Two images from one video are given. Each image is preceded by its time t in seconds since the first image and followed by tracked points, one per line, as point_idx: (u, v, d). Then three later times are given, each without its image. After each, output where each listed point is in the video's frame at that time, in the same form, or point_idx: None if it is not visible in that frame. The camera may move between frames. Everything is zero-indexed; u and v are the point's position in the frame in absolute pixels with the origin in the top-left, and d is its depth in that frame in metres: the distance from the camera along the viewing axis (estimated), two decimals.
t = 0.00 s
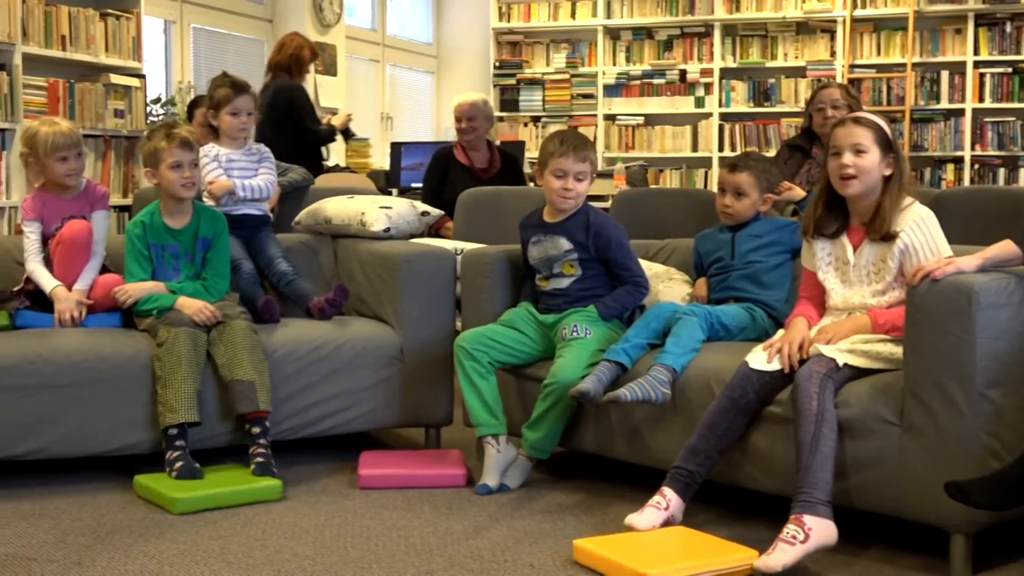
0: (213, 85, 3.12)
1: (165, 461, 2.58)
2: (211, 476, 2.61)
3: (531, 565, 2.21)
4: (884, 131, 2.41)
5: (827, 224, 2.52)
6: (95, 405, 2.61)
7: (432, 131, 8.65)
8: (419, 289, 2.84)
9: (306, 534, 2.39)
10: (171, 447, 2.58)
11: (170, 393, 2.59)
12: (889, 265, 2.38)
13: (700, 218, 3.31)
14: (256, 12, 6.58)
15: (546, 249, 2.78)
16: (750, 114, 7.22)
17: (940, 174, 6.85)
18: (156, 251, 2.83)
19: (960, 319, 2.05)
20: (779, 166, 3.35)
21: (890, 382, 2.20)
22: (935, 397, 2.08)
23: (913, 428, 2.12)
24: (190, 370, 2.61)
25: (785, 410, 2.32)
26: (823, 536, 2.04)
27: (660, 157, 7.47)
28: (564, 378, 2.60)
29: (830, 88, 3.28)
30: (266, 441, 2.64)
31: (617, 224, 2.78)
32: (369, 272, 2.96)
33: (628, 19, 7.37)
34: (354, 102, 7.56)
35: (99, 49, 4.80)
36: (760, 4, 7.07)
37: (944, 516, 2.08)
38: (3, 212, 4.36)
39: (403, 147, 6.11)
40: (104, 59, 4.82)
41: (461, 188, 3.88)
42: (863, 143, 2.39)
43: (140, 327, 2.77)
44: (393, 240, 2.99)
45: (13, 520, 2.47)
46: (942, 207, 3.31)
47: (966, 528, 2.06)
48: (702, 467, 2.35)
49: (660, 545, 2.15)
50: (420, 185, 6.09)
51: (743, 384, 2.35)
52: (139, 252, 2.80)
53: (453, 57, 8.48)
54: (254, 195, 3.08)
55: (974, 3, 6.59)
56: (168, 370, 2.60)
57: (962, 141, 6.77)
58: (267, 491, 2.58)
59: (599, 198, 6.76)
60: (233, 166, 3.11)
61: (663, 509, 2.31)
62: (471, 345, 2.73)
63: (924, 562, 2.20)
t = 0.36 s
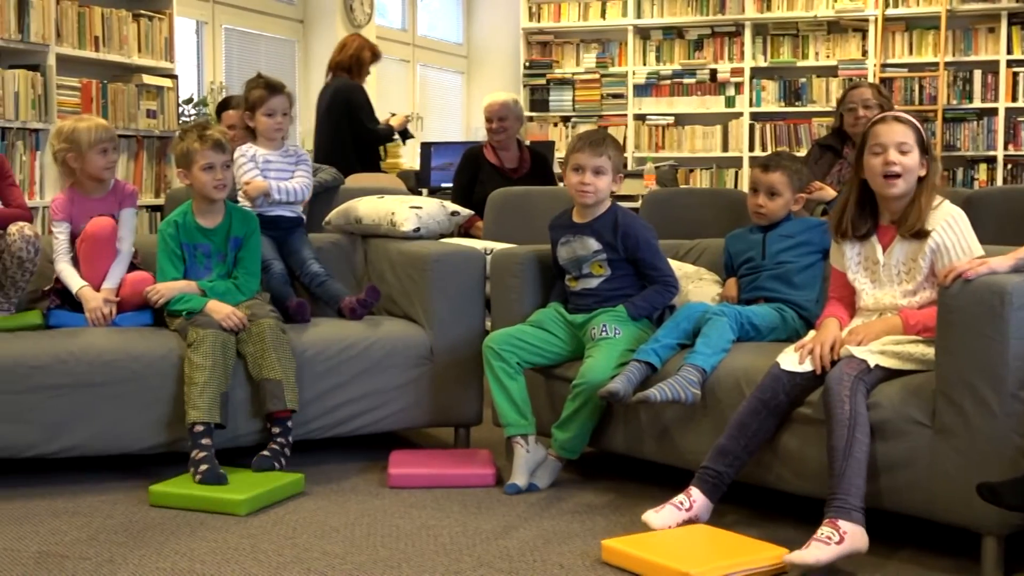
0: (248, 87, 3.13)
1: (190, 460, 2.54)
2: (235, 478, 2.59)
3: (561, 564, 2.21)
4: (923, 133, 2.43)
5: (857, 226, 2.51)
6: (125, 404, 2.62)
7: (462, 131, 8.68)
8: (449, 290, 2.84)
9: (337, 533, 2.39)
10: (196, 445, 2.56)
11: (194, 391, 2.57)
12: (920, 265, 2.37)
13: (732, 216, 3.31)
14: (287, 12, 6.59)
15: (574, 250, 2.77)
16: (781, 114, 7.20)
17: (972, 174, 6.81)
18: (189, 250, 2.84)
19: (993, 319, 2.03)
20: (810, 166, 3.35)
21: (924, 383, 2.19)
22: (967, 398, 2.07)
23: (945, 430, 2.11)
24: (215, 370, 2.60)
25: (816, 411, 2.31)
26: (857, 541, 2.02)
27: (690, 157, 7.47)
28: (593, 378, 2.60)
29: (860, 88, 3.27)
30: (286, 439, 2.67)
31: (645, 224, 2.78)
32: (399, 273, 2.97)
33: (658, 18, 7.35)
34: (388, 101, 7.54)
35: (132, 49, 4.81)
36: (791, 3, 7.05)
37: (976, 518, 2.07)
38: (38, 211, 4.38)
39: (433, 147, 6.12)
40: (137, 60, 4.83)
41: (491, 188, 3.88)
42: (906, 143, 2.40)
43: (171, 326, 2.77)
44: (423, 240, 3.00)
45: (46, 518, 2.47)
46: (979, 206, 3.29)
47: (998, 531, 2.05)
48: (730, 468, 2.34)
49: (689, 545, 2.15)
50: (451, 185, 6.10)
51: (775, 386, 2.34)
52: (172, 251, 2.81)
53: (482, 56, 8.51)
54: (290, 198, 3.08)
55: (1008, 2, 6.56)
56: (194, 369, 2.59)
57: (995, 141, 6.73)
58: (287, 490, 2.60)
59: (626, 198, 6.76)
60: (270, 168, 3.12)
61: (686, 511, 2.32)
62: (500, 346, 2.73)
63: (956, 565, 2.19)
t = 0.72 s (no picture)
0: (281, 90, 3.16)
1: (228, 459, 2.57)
2: (259, 476, 2.60)
3: (589, 564, 2.20)
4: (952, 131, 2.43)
5: (887, 227, 2.49)
6: (154, 402, 2.63)
7: (491, 131, 8.70)
8: (477, 289, 2.84)
9: (365, 531, 2.40)
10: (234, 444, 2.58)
11: (228, 392, 2.60)
12: (951, 265, 2.35)
13: (760, 215, 3.29)
14: (315, 12, 6.60)
15: (603, 249, 2.77)
16: (811, 113, 7.18)
17: (1004, 173, 6.76)
18: (221, 248, 2.86)
19: None
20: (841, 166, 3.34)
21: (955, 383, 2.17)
22: (998, 398, 2.05)
23: (975, 431, 2.09)
24: (247, 371, 2.61)
25: (845, 412, 2.29)
26: (861, 537, 2.02)
27: (719, 156, 7.45)
28: (621, 378, 2.59)
29: (890, 87, 3.27)
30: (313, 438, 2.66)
31: (674, 223, 2.77)
32: (427, 272, 2.98)
33: (687, 18, 7.32)
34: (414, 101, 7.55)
35: (162, 50, 4.83)
36: (821, 2, 7.02)
37: (1008, 520, 2.05)
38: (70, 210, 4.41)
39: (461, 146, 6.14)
40: (167, 60, 4.85)
41: (519, 188, 3.88)
42: (938, 140, 2.39)
43: (203, 323, 2.78)
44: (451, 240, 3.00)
45: (77, 515, 2.49)
46: (1012, 205, 3.27)
47: None
48: (756, 465, 2.33)
49: (717, 545, 2.14)
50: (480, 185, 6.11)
51: (803, 386, 2.32)
52: (205, 248, 2.82)
53: (511, 56, 8.51)
54: (319, 203, 3.10)
55: None
56: (226, 368, 2.61)
57: None
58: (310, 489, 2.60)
59: (654, 197, 6.75)
60: (302, 171, 3.14)
61: (712, 513, 2.30)
62: (528, 345, 2.73)
63: (987, 566, 2.17)
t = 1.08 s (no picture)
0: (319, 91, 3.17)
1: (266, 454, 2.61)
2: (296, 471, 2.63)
3: (623, 563, 2.20)
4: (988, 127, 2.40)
5: (922, 225, 2.47)
6: (191, 398, 2.65)
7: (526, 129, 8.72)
8: (511, 288, 2.85)
9: (399, 529, 2.40)
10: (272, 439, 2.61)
11: (268, 386, 2.62)
12: (988, 262, 2.34)
13: (795, 214, 3.29)
14: (350, 12, 6.62)
15: (637, 247, 2.77)
16: (847, 111, 7.14)
17: None
18: (258, 246, 2.88)
19: None
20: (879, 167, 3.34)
21: (993, 383, 2.15)
22: None
23: (1013, 432, 2.07)
24: (286, 365, 2.63)
25: (881, 411, 2.27)
26: (931, 546, 2.00)
27: (754, 155, 7.42)
28: (655, 377, 2.58)
29: (928, 86, 3.27)
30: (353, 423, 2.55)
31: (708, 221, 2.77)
32: (461, 270, 2.99)
33: (722, 16, 7.29)
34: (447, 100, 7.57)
35: (200, 49, 4.85)
36: None
37: None
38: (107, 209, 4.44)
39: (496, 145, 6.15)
40: (204, 59, 4.87)
41: (554, 187, 3.89)
42: (975, 135, 2.37)
43: (239, 319, 2.81)
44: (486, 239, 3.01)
45: (116, 511, 2.51)
46: None
47: None
48: (792, 465, 2.33)
49: (773, 538, 2.11)
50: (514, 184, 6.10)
51: (834, 385, 2.32)
52: (243, 246, 2.85)
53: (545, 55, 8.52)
54: (357, 205, 3.12)
55: None
56: (266, 363, 2.63)
57: None
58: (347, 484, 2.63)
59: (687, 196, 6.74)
60: (340, 172, 3.16)
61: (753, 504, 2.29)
62: (562, 344, 2.73)
63: None
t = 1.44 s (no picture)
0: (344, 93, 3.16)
1: (282, 451, 2.64)
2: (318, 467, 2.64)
3: (644, 562, 2.20)
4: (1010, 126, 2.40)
5: (943, 222, 2.44)
6: (215, 396, 2.66)
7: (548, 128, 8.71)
8: (533, 286, 2.85)
9: (420, 528, 2.40)
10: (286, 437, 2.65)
11: (289, 384, 2.62)
12: (1009, 259, 2.32)
13: (817, 213, 3.29)
14: (373, 11, 6.63)
15: (659, 244, 2.76)
16: (870, 110, 7.10)
17: None
18: (282, 245, 2.89)
19: None
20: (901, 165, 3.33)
21: (1017, 383, 2.13)
22: None
23: None
24: (309, 364, 2.64)
25: (903, 411, 2.26)
26: (946, 550, 1.99)
27: (777, 154, 7.39)
28: (676, 376, 2.58)
29: (951, 84, 3.28)
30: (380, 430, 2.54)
31: (730, 219, 2.76)
32: (483, 269, 3.00)
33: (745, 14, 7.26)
34: (468, 99, 7.57)
35: (223, 49, 4.86)
36: None
37: None
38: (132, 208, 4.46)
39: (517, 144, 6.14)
40: (227, 59, 4.89)
41: (576, 186, 3.89)
42: (1002, 134, 2.36)
43: (262, 318, 2.81)
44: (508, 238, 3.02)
45: (139, 509, 2.52)
46: None
47: None
48: (804, 457, 2.32)
49: (796, 530, 2.10)
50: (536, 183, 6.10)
51: (855, 379, 2.31)
52: (266, 244, 2.86)
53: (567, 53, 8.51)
54: (380, 209, 3.11)
55: None
56: (288, 362, 2.64)
57: None
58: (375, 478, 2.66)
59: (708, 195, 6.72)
60: (364, 176, 3.16)
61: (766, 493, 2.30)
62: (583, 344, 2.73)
63: None
